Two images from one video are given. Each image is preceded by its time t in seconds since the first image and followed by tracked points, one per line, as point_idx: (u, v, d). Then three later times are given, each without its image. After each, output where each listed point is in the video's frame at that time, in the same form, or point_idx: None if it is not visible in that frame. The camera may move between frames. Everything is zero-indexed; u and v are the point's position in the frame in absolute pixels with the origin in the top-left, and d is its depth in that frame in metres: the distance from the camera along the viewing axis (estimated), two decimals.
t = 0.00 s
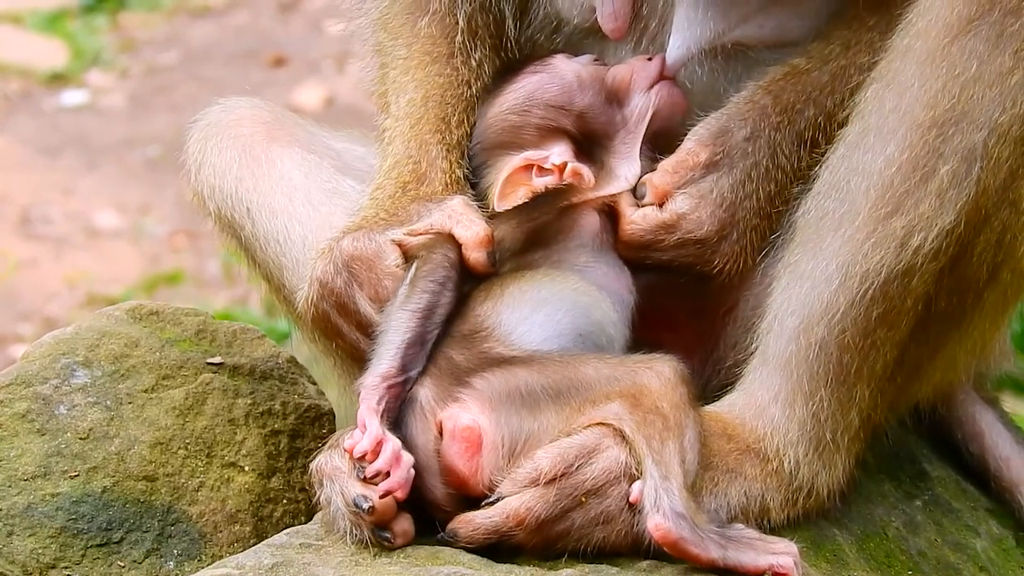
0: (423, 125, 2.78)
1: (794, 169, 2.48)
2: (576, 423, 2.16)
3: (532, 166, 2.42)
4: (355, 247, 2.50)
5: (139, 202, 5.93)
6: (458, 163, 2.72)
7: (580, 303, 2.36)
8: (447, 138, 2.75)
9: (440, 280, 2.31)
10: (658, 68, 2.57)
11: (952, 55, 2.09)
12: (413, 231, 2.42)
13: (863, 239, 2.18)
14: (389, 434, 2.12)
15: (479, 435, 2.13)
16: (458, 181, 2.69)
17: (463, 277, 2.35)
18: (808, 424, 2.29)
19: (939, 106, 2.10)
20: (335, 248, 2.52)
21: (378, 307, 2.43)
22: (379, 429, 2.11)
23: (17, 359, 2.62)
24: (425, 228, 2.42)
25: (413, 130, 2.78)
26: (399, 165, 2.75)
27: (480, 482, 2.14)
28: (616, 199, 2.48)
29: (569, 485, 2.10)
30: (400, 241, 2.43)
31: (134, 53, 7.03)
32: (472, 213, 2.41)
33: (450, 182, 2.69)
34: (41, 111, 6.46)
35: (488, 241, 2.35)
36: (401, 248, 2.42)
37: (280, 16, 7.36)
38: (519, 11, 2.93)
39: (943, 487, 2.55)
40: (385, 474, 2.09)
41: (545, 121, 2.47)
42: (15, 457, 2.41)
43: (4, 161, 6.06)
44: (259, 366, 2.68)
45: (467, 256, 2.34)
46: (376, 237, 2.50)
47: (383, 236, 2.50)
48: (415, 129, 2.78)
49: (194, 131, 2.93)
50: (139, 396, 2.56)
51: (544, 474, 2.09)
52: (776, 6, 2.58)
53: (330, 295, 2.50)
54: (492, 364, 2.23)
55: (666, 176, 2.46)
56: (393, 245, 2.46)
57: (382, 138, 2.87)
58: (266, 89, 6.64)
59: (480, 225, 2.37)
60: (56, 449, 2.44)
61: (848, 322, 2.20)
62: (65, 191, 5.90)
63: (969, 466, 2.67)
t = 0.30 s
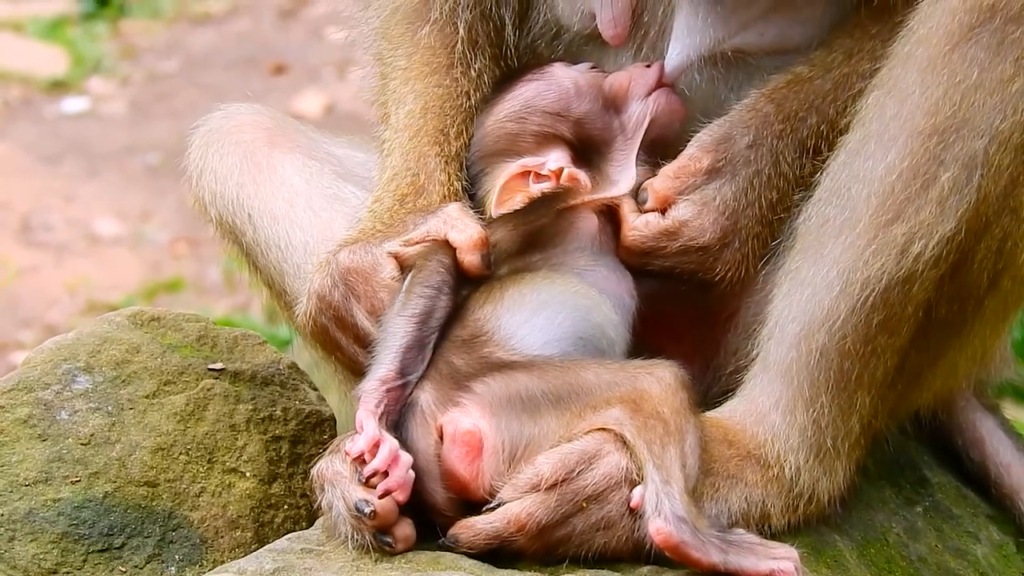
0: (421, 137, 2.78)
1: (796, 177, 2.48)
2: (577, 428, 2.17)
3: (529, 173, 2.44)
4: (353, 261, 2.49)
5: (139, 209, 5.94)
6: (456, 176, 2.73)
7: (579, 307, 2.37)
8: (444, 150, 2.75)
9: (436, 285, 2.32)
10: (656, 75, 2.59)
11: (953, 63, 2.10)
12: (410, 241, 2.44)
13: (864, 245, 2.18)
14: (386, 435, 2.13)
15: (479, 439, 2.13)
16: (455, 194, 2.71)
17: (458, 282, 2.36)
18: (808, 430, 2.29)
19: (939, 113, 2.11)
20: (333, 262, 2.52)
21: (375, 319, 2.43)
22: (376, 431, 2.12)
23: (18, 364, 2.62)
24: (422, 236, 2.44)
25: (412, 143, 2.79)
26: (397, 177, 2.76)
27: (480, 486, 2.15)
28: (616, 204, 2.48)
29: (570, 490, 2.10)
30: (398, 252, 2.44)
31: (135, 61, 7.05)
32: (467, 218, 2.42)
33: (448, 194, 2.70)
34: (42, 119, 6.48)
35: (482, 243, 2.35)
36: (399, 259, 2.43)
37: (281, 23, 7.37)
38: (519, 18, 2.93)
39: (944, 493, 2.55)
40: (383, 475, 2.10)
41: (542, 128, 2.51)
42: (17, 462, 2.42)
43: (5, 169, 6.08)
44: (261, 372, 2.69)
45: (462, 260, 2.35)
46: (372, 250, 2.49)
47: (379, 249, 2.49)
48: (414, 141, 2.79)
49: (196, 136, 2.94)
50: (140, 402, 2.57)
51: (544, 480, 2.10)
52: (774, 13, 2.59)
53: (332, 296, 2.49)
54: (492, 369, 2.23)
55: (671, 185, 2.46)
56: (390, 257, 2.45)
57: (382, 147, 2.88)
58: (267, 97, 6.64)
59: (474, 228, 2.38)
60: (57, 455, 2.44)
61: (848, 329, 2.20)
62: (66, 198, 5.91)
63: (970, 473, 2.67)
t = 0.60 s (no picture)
0: (426, 142, 2.79)
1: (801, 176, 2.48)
2: (582, 429, 2.17)
3: (532, 176, 2.46)
4: (357, 266, 2.50)
5: (143, 214, 5.95)
6: (462, 181, 2.73)
7: (584, 308, 2.37)
8: (449, 155, 2.76)
9: (439, 286, 2.33)
10: (660, 77, 2.60)
11: (960, 65, 2.10)
12: (413, 246, 2.43)
13: (870, 247, 2.19)
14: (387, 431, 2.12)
15: (485, 438, 2.13)
16: (461, 199, 2.70)
17: (461, 285, 2.37)
18: (814, 432, 2.29)
19: (946, 114, 2.11)
20: (338, 270, 2.53)
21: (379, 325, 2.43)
22: (377, 427, 2.12)
23: (24, 365, 2.63)
24: (426, 241, 2.42)
25: (417, 148, 2.80)
26: (402, 183, 2.77)
27: (486, 486, 2.14)
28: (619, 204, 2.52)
29: (576, 490, 2.10)
30: (401, 258, 2.43)
31: (140, 66, 7.06)
32: (469, 221, 2.43)
33: (453, 199, 2.70)
34: (47, 125, 6.50)
35: (484, 245, 2.36)
36: (402, 265, 2.43)
37: (285, 29, 7.38)
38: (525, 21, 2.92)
39: (949, 496, 2.55)
40: (384, 469, 2.09)
41: (545, 130, 2.51)
42: (22, 462, 2.42)
43: (10, 174, 6.09)
44: (267, 373, 2.70)
45: (464, 262, 2.36)
46: (376, 256, 2.50)
47: (382, 255, 2.49)
48: (420, 146, 2.80)
49: (202, 137, 2.94)
50: (146, 402, 2.57)
51: (550, 480, 2.09)
52: (780, 16, 2.60)
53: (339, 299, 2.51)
54: (499, 368, 2.23)
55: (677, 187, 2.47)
56: (393, 263, 2.45)
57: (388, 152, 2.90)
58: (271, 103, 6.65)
59: (476, 231, 2.38)
60: (63, 454, 2.44)
61: (854, 330, 2.21)
62: (70, 204, 5.93)
63: (975, 476, 2.67)
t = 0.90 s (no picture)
0: (443, 147, 2.79)
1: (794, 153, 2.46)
2: (603, 425, 2.17)
3: (546, 174, 2.53)
4: (370, 270, 2.53)
5: (160, 218, 5.98)
6: (478, 188, 2.74)
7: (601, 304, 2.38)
8: (466, 160, 2.77)
9: (452, 284, 2.36)
10: (675, 76, 2.59)
11: (978, 62, 2.10)
12: (427, 250, 2.45)
13: (890, 243, 2.19)
14: (398, 420, 2.16)
15: (505, 433, 2.14)
16: (476, 203, 2.71)
17: (473, 287, 2.36)
18: (834, 429, 2.29)
19: (965, 112, 2.11)
20: (353, 275, 2.56)
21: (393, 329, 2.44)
22: (388, 416, 2.16)
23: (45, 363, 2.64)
24: (438, 244, 2.44)
25: (434, 153, 2.79)
26: (418, 187, 2.76)
27: (506, 481, 2.15)
28: (621, 199, 2.48)
29: (595, 487, 2.11)
30: (415, 262, 2.46)
31: (157, 70, 7.10)
32: (482, 223, 2.44)
33: (468, 203, 2.71)
34: (64, 130, 6.53)
35: (496, 247, 2.36)
36: (416, 269, 2.45)
37: (302, 34, 7.39)
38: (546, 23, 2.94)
39: (968, 493, 2.55)
40: (396, 458, 2.12)
41: (560, 129, 2.54)
42: (43, 460, 2.43)
43: (28, 178, 6.13)
44: (286, 372, 2.70)
45: (475, 264, 2.36)
46: (390, 261, 2.52)
47: (397, 259, 2.51)
48: (437, 152, 2.79)
49: (222, 137, 2.96)
50: (166, 400, 2.58)
51: (570, 477, 2.10)
52: (800, 14, 2.59)
53: (353, 300, 2.52)
54: (519, 364, 2.24)
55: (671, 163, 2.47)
56: (407, 267, 2.47)
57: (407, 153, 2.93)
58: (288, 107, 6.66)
59: (488, 233, 2.39)
60: (83, 453, 2.46)
61: (873, 327, 2.21)
62: (88, 208, 5.96)
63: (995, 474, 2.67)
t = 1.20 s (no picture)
0: (447, 144, 2.78)
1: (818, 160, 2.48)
2: (608, 419, 2.16)
3: (548, 169, 2.49)
4: (374, 268, 2.52)
5: (165, 211, 5.98)
6: (483, 184, 2.73)
7: (608, 299, 2.38)
8: (471, 156, 2.76)
9: (456, 278, 2.37)
10: (678, 72, 2.60)
11: (981, 55, 2.10)
12: (430, 247, 2.45)
13: (893, 237, 2.18)
14: (396, 411, 2.17)
15: (510, 427, 2.13)
16: (480, 199, 2.70)
17: (477, 282, 2.37)
18: (837, 422, 2.29)
19: (968, 105, 2.10)
20: (355, 273, 2.55)
21: (399, 327, 2.43)
22: (386, 407, 2.18)
23: (49, 358, 2.64)
24: (442, 241, 2.44)
25: (438, 149, 2.79)
26: (423, 186, 2.76)
27: (511, 475, 2.15)
28: (645, 193, 2.41)
29: (600, 482, 2.09)
30: (419, 259, 2.44)
31: (161, 63, 7.10)
32: (486, 219, 2.44)
33: (471, 199, 2.70)
34: (69, 122, 6.54)
35: (500, 243, 2.36)
36: (420, 266, 2.43)
37: (307, 28, 7.39)
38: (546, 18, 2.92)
39: (972, 486, 2.54)
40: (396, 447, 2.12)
41: (565, 124, 2.54)
42: (47, 455, 2.42)
43: (33, 172, 6.14)
44: (291, 366, 2.71)
45: (479, 259, 2.36)
46: (395, 259, 2.50)
47: (401, 257, 2.49)
48: (440, 148, 2.79)
49: (225, 132, 2.96)
50: (171, 395, 2.58)
51: (574, 471, 2.09)
52: (804, 9, 2.58)
53: (359, 297, 2.52)
54: (524, 358, 2.24)
55: (700, 172, 2.43)
56: (413, 265, 2.45)
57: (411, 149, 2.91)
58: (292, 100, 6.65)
59: (493, 229, 2.39)
60: (88, 448, 2.46)
61: (877, 320, 2.20)
62: (93, 201, 5.97)
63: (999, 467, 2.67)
